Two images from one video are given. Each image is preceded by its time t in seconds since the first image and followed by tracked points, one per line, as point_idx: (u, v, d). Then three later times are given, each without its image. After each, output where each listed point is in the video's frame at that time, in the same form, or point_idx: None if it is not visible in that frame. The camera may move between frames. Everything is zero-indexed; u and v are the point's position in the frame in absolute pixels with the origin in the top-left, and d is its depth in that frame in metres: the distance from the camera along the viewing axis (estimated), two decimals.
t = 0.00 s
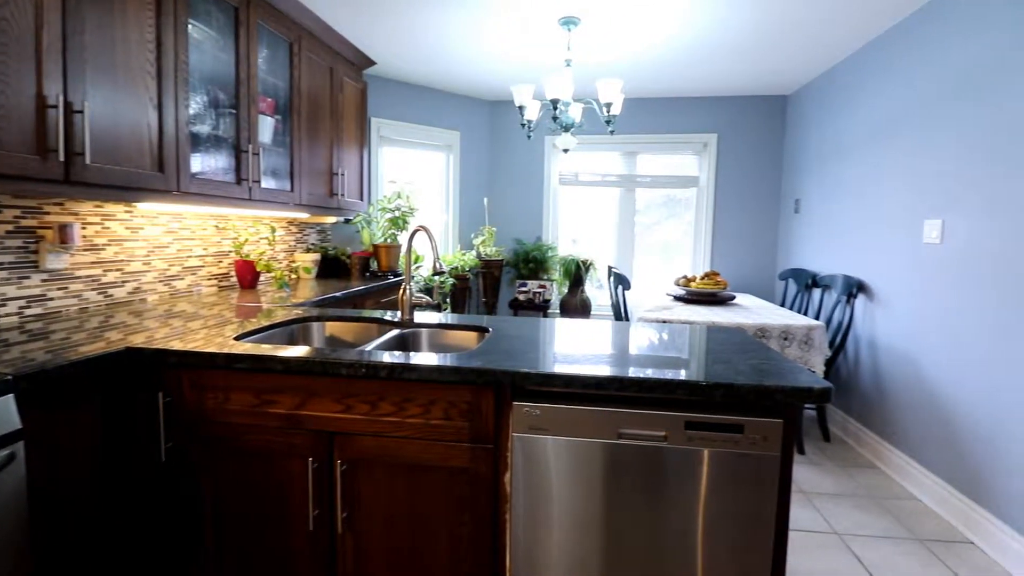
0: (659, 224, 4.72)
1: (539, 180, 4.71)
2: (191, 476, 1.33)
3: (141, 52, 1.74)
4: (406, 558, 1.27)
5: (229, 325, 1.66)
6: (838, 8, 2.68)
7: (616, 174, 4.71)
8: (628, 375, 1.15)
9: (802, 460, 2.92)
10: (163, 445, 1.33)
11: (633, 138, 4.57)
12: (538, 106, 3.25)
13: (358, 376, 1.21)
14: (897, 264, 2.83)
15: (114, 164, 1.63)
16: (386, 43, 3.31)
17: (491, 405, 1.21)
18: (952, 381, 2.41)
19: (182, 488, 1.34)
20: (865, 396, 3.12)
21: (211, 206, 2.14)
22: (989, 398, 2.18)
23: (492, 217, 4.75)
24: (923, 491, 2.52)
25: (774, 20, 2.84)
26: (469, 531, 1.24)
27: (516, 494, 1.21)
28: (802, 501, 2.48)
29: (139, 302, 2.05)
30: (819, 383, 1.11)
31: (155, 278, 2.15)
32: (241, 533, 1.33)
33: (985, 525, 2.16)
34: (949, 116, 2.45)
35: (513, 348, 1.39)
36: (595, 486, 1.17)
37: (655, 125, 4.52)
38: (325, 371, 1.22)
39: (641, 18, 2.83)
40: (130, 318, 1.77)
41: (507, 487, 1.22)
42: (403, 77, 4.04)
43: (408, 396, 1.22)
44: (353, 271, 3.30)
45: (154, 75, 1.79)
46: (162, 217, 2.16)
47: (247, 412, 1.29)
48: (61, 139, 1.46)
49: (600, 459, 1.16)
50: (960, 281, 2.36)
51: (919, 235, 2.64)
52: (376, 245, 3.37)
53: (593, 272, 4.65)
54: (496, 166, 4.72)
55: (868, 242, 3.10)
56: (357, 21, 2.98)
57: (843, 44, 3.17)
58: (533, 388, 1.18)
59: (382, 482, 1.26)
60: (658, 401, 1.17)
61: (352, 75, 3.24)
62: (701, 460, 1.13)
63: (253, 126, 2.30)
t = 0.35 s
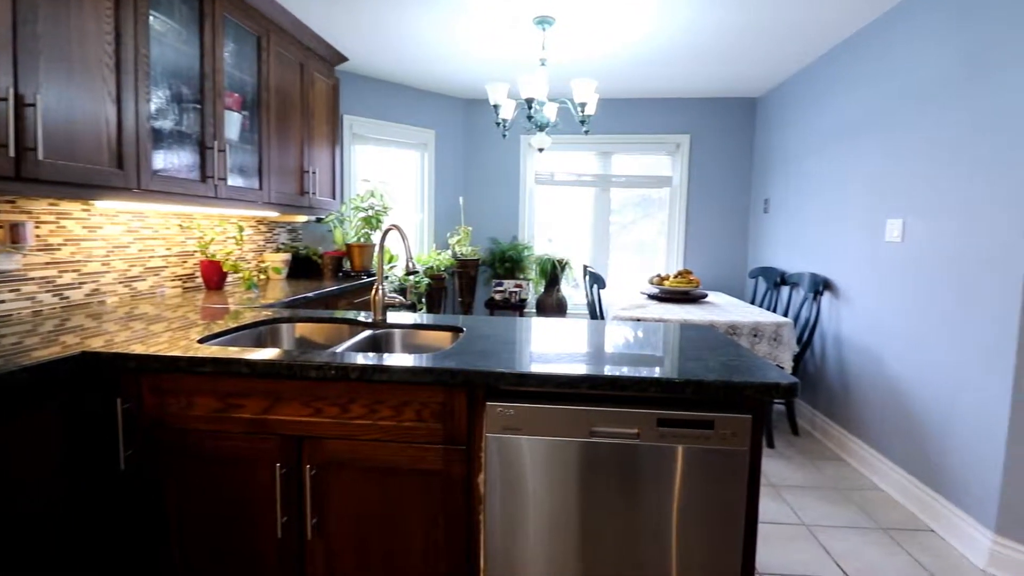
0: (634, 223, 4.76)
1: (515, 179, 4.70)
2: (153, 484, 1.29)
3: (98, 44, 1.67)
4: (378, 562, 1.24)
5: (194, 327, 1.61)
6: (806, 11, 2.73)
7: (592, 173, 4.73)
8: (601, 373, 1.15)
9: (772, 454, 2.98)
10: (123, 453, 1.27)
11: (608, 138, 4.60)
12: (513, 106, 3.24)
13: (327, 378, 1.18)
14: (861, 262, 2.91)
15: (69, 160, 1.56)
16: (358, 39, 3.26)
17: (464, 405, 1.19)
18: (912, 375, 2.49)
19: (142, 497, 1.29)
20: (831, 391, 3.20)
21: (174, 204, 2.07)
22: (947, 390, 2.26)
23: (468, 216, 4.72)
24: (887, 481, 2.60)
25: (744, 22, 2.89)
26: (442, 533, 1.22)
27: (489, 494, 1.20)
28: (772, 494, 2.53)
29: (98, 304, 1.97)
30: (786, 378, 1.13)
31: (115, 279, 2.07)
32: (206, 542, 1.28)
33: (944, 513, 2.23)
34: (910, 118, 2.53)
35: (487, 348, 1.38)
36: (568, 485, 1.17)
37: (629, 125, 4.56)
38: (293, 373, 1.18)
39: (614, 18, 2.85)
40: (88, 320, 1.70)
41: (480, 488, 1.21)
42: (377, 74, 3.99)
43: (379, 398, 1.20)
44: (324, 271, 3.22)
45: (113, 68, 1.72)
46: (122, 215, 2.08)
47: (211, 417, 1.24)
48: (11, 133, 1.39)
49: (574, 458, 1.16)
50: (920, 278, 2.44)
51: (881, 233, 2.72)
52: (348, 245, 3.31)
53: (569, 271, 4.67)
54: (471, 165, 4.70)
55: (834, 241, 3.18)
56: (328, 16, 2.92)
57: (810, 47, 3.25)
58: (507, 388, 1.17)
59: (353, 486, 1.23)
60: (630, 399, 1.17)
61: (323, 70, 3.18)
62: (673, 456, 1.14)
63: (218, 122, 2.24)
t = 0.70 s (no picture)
0: (611, 223, 4.79)
1: (493, 178, 4.68)
2: (115, 494, 1.24)
3: (57, 36, 1.60)
4: (353, 568, 1.22)
5: (160, 330, 1.56)
6: (777, 15, 2.78)
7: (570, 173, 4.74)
8: (577, 372, 1.15)
9: (746, 450, 3.03)
10: (83, 462, 1.22)
11: (586, 138, 4.61)
12: (490, 104, 3.23)
13: (298, 382, 1.15)
14: (830, 260, 2.98)
15: (24, 156, 1.49)
16: (332, 35, 3.20)
17: (440, 407, 1.18)
18: (879, 370, 2.55)
19: (104, 507, 1.24)
20: (802, 387, 3.27)
21: (139, 202, 2.00)
22: (911, 385, 2.32)
23: (445, 216, 4.69)
24: (856, 474, 2.67)
25: (719, 24, 2.92)
26: (418, 537, 1.21)
27: (465, 496, 1.18)
28: (745, 489, 2.57)
29: (58, 307, 1.90)
30: (758, 375, 1.15)
31: (77, 280, 2.00)
32: (172, 553, 1.24)
33: (910, 504, 2.29)
34: (877, 121, 2.59)
35: (464, 349, 1.37)
36: (545, 485, 1.16)
37: (606, 125, 4.58)
38: (263, 377, 1.15)
39: (590, 19, 2.86)
40: (47, 323, 1.63)
41: (457, 490, 1.19)
42: (352, 71, 3.93)
43: (353, 401, 1.18)
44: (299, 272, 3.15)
45: (73, 61, 1.65)
46: (84, 214, 2.01)
47: (177, 423, 1.20)
48: None
49: (550, 458, 1.15)
50: (885, 276, 2.51)
51: (849, 233, 2.79)
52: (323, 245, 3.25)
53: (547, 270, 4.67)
54: (448, 164, 4.67)
55: (805, 240, 3.24)
56: (301, 11, 2.87)
57: (782, 51, 3.30)
58: (482, 388, 1.15)
59: (326, 491, 1.20)
60: (606, 398, 1.17)
61: (296, 66, 3.11)
62: (649, 455, 1.14)
63: (186, 118, 2.17)
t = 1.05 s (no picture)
0: (586, 222, 4.81)
1: (468, 178, 4.65)
2: (69, 507, 1.18)
3: (5, 26, 1.52)
4: None
5: (119, 334, 1.49)
6: (747, 18, 2.82)
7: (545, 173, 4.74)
8: (551, 372, 1.14)
9: (718, 445, 3.07)
10: (33, 475, 1.16)
11: (561, 138, 4.62)
12: (464, 103, 3.20)
13: (264, 387, 1.12)
14: (798, 259, 3.04)
15: None
16: (302, 30, 3.12)
17: (412, 410, 1.15)
18: (844, 365, 2.62)
19: (57, 521, 1.18)
20: (772, 383, 3.33)
21: (95, 201, 1.92)
22: (875, 380, 2.39)
23: (420, 215, 4.64)
24: (823, 467, 2.73)
25: (691, 26, 2.96)
26: (390, 543, 1.18)
27: (438, 499, 1.16)
28: (718, 484, 2.60)
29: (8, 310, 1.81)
30: (729, 372, 1.16)
31: (29, 282, 1.90)
32: (131, 567, 1.19)
33: (875, 495, 2.35)
34: (843, 123, 2.65)
35: (438, 350, 1.34)
36: (520, 487, 1.15)
37: (581, 124, 4.60)
38: (226, 382, 1.11)
39: (563, 19, 2.86)
40: None
41: (429, 494, 1.17)
42: (323, 67, 3.85)
43: (321, 406, 1.14)
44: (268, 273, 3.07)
45: (22, 53, 1.57)
46: (36, 213, 1.92)
47: (136, 432, 1.15)
48: None
49: (525, 460, 1.14)
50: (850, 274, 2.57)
51: (816, 232, 2.85)
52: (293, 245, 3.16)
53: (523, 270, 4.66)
54: (423, 163, 4.62)
55: (774, 239, 3.31)
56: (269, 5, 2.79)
57: (752, 53, 3.36)
58: (455, 390, 1.13)
59: (294, 499, 1.17)
60: (580, 398, 1.16)
61: (264, 62, 3.03)
62: (622, 453, 1.14)
63: (147, 113, 2.09)
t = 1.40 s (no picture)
0: (565, 222, 4.81)
1: (446, 177, 4.61)
2: (22, 519, 1.12)
3: None
4: None
5: (78, 337, 1.43)
6: (721, 20, 2.85)
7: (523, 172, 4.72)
8: (527, 373, 1.12)
9: (695, 442, 3.10)
10: None
11: (539, 138, 4.61)
12: (441, 100, 3.16)
13: (230, 391, 1.08)
14: (771, 258, 3.09)
15: None
16: (274, 25, 3.05)
17: (385, 413, 1.13)
18: (815, 362, 2.67)
19: (9, 536, 1.12)
20: (746, 380, 3.38)
21: (53, 199, 1.84)
22: (845, 376, 2.43)
23: (397, 215, 4.58)
24: (795, 462, 2.78)
25: (667, 27, 2.97)
26: (363, 549, 1.15)
27: (413, 503, 1.14)
28: (694, 481, 2.63)
29: None
30: (704, 370, 1.17)
31: None
32: None
33: (845, 488, 2.40)
34: (814, 124, 2.70)
35: (412, 351, 1.32)
36: (497, 489, 1.13)
37: (559, 124, 4.60)
38: (190, 388, 1.07)
39: (540, 17, 2.85)
40: None
41: (404, 498, 1.15)
42: (296, 62, 3.77)
43: (291, 410, 1.11)
44: (238, 273, 2.99)
45: None
46: None
47: (94, 440, 1.10)
48: None
49: (502, 461, 1.13)
50: (821, 271, 2.62)
51: (788, 232, 2.90)
52: (265, 244, 3.08)
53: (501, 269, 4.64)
54: (400, 162, 4.56)
55: (748, 239, 3.36)
56: None
57: (727, 55, 3.40)
58: (430, 392, 1.11)
59: (263, 506, 1.13)
60: (557, 398, 1.15)
61: (233, 56, 2.95)
62: (599, 453, 1.14)
63: (108, 108, 2.01)
